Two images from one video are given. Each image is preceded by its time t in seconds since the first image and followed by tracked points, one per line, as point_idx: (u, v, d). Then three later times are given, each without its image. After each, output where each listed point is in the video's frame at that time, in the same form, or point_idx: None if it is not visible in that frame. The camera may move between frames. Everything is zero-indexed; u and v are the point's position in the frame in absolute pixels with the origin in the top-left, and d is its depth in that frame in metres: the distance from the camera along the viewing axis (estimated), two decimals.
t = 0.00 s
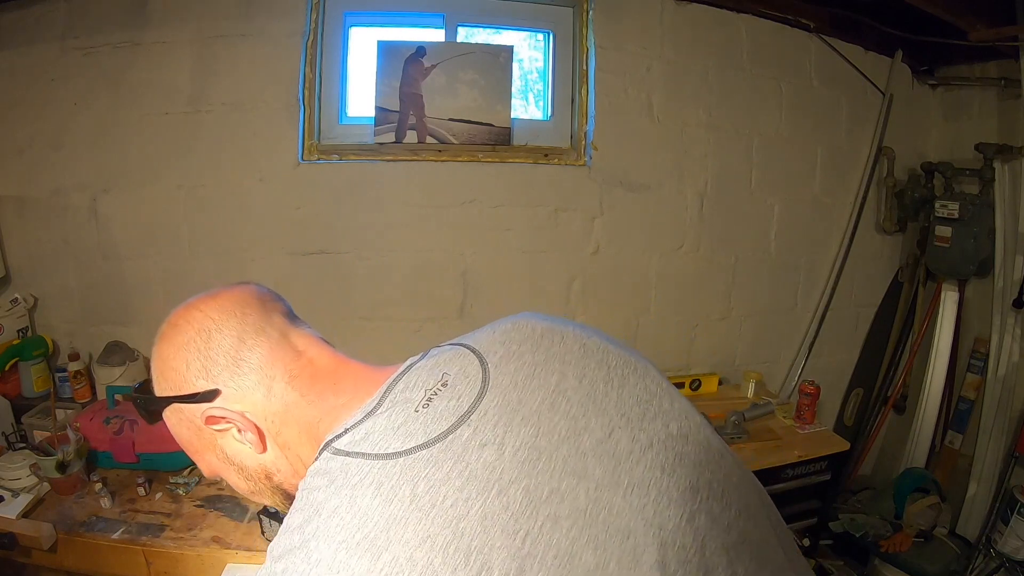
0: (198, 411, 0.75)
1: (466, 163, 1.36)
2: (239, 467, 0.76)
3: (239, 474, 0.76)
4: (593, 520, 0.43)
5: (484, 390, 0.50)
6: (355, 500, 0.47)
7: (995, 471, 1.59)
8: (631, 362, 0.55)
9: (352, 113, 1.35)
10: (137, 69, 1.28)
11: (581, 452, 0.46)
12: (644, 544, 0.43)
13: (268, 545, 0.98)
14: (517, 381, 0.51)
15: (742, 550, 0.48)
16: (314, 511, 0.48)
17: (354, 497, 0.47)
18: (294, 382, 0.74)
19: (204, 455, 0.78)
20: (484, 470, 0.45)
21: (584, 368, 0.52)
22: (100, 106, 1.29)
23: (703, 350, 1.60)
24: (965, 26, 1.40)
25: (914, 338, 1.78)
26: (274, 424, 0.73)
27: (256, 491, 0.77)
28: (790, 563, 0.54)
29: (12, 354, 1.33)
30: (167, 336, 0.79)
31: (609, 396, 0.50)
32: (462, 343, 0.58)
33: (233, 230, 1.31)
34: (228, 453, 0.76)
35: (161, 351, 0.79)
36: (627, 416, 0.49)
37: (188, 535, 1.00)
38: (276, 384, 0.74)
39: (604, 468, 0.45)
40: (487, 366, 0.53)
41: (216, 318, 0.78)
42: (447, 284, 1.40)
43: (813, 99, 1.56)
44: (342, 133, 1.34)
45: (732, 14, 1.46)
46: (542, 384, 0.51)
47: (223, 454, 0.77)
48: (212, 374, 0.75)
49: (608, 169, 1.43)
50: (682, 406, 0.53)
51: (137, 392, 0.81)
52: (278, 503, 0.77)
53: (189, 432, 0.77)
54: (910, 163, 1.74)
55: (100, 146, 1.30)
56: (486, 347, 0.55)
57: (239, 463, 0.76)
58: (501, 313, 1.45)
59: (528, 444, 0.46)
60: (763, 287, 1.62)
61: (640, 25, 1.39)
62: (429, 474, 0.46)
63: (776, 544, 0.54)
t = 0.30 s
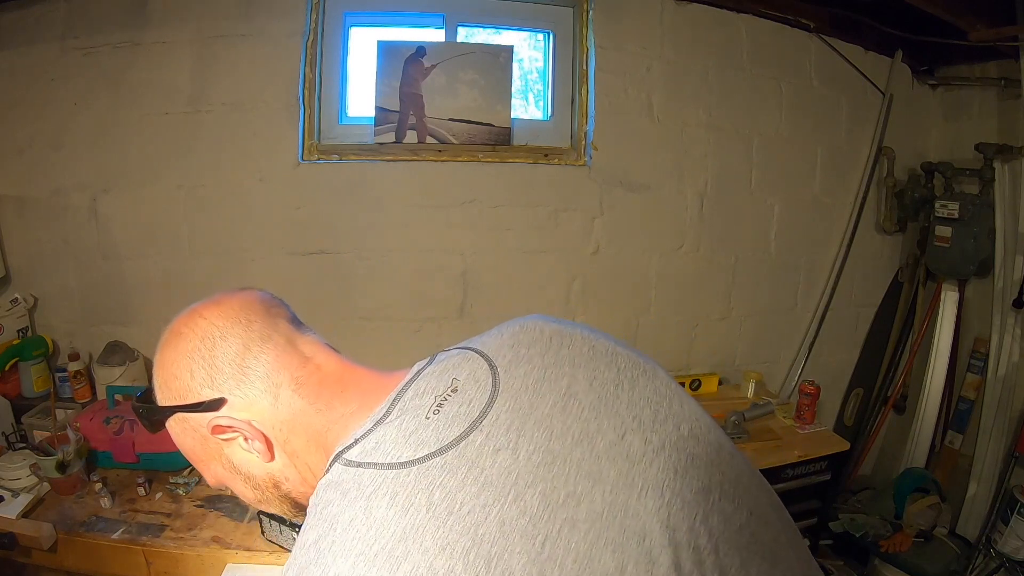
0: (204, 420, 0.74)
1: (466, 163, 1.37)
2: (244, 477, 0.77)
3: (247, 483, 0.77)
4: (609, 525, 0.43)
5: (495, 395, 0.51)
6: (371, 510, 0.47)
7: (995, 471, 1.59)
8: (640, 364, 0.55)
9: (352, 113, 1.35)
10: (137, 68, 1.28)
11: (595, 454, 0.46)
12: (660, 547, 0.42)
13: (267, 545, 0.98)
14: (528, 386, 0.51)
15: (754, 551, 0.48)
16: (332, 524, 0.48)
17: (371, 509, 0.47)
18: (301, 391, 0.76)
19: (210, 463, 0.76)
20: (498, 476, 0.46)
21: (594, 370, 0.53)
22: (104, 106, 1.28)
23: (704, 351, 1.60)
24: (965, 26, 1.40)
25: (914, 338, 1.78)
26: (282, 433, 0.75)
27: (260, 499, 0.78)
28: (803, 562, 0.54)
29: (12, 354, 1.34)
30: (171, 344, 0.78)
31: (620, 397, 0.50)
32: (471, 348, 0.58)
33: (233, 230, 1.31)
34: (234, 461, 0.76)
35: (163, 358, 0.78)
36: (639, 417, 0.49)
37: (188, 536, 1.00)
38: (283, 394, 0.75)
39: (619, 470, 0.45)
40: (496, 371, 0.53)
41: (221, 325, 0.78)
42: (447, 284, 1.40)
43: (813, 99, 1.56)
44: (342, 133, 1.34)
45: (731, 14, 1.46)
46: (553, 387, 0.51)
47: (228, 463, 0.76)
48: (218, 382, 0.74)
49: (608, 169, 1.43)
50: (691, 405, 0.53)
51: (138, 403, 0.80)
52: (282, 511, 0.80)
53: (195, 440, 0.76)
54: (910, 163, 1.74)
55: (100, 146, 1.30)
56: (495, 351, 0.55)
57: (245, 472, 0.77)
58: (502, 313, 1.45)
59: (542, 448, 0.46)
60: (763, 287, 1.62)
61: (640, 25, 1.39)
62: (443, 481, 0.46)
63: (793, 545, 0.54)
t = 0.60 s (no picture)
0: (199, 447, 0.74)
1: (466, 163, 1.36)
2: (244, 501, 0.77)
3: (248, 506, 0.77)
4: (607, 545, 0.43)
5: (490, 414, 0.51)
6: (366, 538, 0.47)
7: (995, 471, 1.59)
8: (638, 372, 0.55)
9: (352, 113, 1.35)
10: (137, 69, 1.28)
11: (592, 471, 0.46)
12: (662, 562, 0.42)
13: (267, 545, 0.98)
14: (524, 404, 0.51)
15: (764, 559, 0.46)
16: (326, 553, 0.49)
17: (364, 539, 0.47)
18: (297, 415, 0.72)
19: (211, 485, 0.78)
20: (494, 498, 0.46)
21: (591, 383, 0.53)
22: (102, 107, 1.29)
23: (703, 350, 1.60)
24: (965, 26, 1.40)
25: (915, 338, 1.77)
26: (279, 458, 0.72)
27: (261, 519, 0.79)
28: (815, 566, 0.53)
29: (12, 354, 1.31)
30: (167, 371, 0.78)
31: (619, 411, 0.50)
32: (467, 364, 0.58)
33: (232, 230, 1.32)
34: (233, 485, 0.77)
35: (159, 384, 0.78)
36: (638, 430, 0.49)
37: (188, 535, 1.00)
38: (279, 418, 0.73)
39: (617, 487, 0.45)
40: (492, 389, 0.53)
41: (214, 350, 0.77)
42: (447, 284, 1.40)
43: (813, 99, 1.56)
44: (342, 133, 1.34)
45: (732, 14, 1.46)
46: (549, 403, 0.51)
47: (227, 487, 0.78)
48: (213, 409, 0.74)
49: (608, 169, 1.43)
50: (692, 412, 0.53)
51: (137, 428, 0.81)
52: (284, 529, 0.81)
53: (192, 467, 0.77)
54: (910, 163, 1.75)
55: (100, 146, 1.30)
56: (490, 366, 0.56)
57: (245, 495, 0.77)
58: (501, 313, 1.45)
59: (537, 468, 0.47)
60: (763, 287, 1.62)
61: (641, 25, 1.39)
62: (438, 507, 0.46)
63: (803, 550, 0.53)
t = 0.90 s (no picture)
0: (195, 446, 0.74)
1: (466, 163, 1.36)
2: (239, 498, 0.77)
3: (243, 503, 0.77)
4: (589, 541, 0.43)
5: (473, 412, 0.51)
6: (351, 534, 0.47)
7: (995, 471, 1.59)
8: (624, 371, 0.55)
9: (352, 113, 1.35)
10: (137, 68, 1.28)
11: (574, 468, 0.46)
12: (642, 560, 0.42)
13: (267, 545, 0.98)
14: (507, 402, 0.51)
15: (747, 558, 0.47)
16: (314, 548, 0.49)
17: (351, 532, 0.47)
18: (290, 414, 0.72)
19: (207, 483, 0.78)
20: (477, 494, 0.46)
21: (575, 381, 0.52)
22: (102, 107, 1.29)
23: (703, 350, 1.60)
24: (965, 26, 1.40)
25: (914, 338, 1.77)
26: (272, 457, 0.72)
27: (256, 517, 0.79)
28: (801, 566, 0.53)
29: (12, 354, 1.31)
30: (164, 371, 0.78)
31: (602, 409, 0.50)
32: (453, 363, 0.58)
33: (232, 230, 1.32)
34: (228, 483, 0.77)
35: (156, 384, 0.78)
36: (620, 428, 0.49)
37: (188, 535, 1.00)
38: (273, 418, 0.73)
39: (599, 484, 0.45)
40: (476, 386, 0.53)
41: (209, 351, 0.77)
42: (447, 284, 1.40)
43: (813, 99, 1.56)
44: (342, 133, 1.34)
45: (732, 14, 1.46)
46: (532, 401, 0.51)
47: (222, 485, 0.77)
48: (207, 409, 0.74)
49: (608, 169, 1.43)
50: (677, 411, 0.52)
51: (137, 427, 0.80)
52: (279, 527, 0.80)
53: (188, 465, 0.77)
54: (910, 163, 1.75)
55: (100, 146, 1.30)
56: (475, 366, 0.55)
57: (239, 493, 0.77)
58: (501, 313, 1.45)
59: (520, 465, 0.47)
60: (763, 287, 1.62)
61: (640, 25, 1.39)
62: (422, 502, 0.46)
63: (789, 548, 0.53)
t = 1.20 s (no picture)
0: (191, 431, 0.75)
1: (466, 163, 1.36)
2: (233, 487, 0.77)
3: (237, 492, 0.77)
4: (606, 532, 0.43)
5: (488, 402, 0.50)
6: (363, 519, 0.47)
7: (995, 471, 1.59)
8: (637, 368, 0.55)
9: (352, 113, 1.35)
10: (137, 68, 1.28)
11: (591, 460, 0.46)
12: (657, 553, 0.43)
13: (267, 545, 0.98)
14: (522, 393, 0.51)
15: (755, 555, 0.47)
16: (325, 532, 0.49)
17: (364, 517, 0.47)
18: (292, 400, 0.74)
19: (199, 471, 0.78)
20: (492, 483, 0.46)
21: (589, 375, 0.52)
22: (102, 107, 1.29)
23: (703, 350, 1.60)
24: (965, 26, 1.40)
25: (914, 338, 1.77)
26: (272, 443, 0.73)
27: (250, 507, 0.79)
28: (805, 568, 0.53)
29: (12, 354, 1.32)
30: (159, 353, 0.77)
31: (616, 403, 0.50)
32: (464, 354, 0.58)
33: (232, 230, 1.32)
34: (224, 471, 0.77)
35: (151, 365, 0.77)
36: (634, 422, 0.49)
37: (188, 535, 1.00)
38: (273, 404, 0.74)
39: (616, 477, 0.45)
40: (490, 376, 0.53)
41: (209, 333, 0.76)
42: (447, 283, 1.40)
43: (813, 98, 1.56)
44: (342, 133, 1.34)
45: (731, 14, 1.46)
46: (547, 393, 0.51)
47: (217, 473, 0.77)
48: (206, 392, 0.74)
49: (608, 169, 1.43)
50: (687, 409, 0.53)
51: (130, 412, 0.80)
52: (272, 519, 0.80)
53: (183, 451, 0.77)
54: (910, 163, 1.75)
55: (100, 146, 1.30)
56: (488, 357, 0.55)
57: (235, 482, 0.77)
58: (501, 312, 1.45)
59: (537, 455, 0.46)
60: (763, 287, 1.62)
61: (640, 25, 1.39)
62: (436, 490, 0.46)
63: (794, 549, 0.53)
